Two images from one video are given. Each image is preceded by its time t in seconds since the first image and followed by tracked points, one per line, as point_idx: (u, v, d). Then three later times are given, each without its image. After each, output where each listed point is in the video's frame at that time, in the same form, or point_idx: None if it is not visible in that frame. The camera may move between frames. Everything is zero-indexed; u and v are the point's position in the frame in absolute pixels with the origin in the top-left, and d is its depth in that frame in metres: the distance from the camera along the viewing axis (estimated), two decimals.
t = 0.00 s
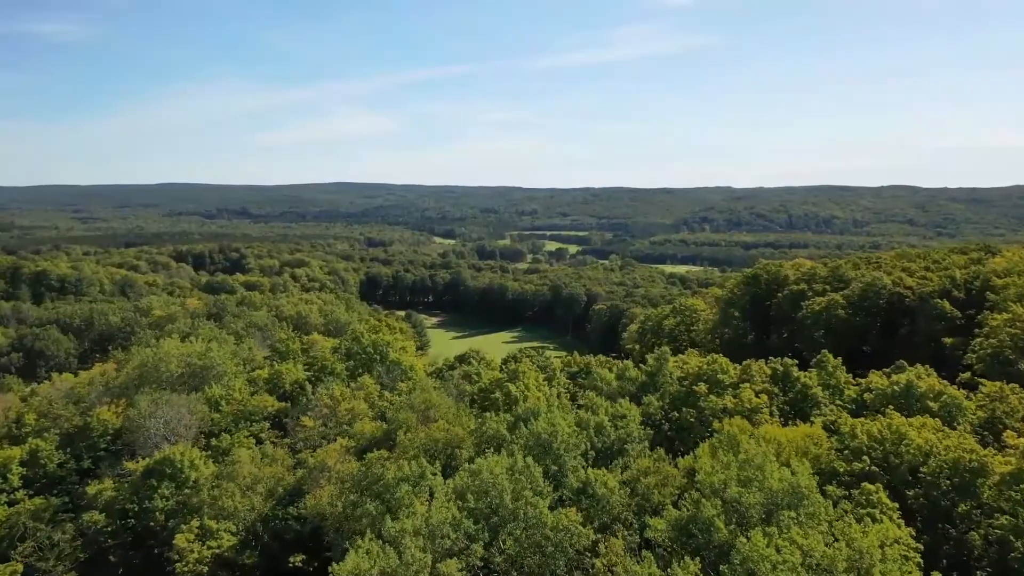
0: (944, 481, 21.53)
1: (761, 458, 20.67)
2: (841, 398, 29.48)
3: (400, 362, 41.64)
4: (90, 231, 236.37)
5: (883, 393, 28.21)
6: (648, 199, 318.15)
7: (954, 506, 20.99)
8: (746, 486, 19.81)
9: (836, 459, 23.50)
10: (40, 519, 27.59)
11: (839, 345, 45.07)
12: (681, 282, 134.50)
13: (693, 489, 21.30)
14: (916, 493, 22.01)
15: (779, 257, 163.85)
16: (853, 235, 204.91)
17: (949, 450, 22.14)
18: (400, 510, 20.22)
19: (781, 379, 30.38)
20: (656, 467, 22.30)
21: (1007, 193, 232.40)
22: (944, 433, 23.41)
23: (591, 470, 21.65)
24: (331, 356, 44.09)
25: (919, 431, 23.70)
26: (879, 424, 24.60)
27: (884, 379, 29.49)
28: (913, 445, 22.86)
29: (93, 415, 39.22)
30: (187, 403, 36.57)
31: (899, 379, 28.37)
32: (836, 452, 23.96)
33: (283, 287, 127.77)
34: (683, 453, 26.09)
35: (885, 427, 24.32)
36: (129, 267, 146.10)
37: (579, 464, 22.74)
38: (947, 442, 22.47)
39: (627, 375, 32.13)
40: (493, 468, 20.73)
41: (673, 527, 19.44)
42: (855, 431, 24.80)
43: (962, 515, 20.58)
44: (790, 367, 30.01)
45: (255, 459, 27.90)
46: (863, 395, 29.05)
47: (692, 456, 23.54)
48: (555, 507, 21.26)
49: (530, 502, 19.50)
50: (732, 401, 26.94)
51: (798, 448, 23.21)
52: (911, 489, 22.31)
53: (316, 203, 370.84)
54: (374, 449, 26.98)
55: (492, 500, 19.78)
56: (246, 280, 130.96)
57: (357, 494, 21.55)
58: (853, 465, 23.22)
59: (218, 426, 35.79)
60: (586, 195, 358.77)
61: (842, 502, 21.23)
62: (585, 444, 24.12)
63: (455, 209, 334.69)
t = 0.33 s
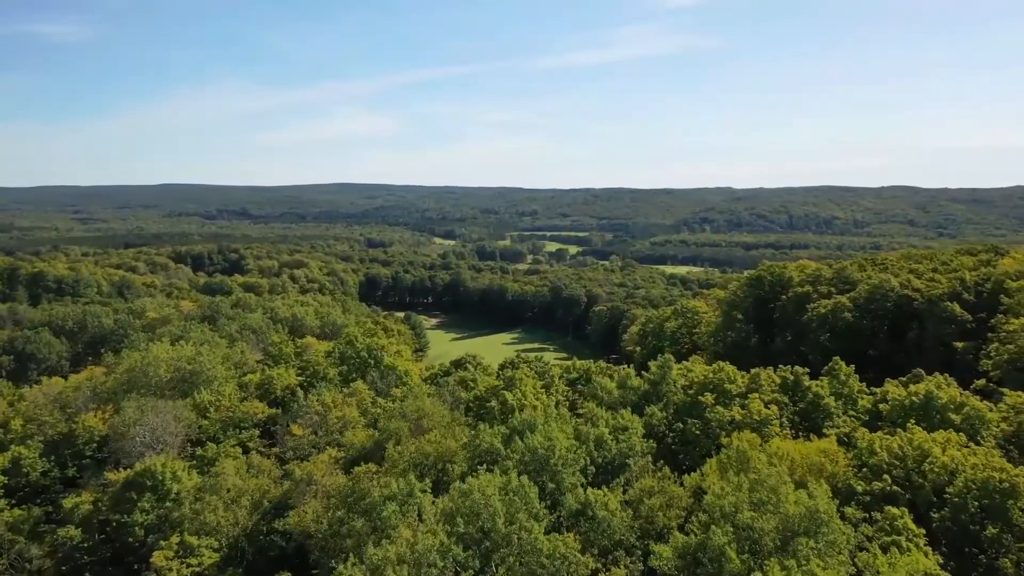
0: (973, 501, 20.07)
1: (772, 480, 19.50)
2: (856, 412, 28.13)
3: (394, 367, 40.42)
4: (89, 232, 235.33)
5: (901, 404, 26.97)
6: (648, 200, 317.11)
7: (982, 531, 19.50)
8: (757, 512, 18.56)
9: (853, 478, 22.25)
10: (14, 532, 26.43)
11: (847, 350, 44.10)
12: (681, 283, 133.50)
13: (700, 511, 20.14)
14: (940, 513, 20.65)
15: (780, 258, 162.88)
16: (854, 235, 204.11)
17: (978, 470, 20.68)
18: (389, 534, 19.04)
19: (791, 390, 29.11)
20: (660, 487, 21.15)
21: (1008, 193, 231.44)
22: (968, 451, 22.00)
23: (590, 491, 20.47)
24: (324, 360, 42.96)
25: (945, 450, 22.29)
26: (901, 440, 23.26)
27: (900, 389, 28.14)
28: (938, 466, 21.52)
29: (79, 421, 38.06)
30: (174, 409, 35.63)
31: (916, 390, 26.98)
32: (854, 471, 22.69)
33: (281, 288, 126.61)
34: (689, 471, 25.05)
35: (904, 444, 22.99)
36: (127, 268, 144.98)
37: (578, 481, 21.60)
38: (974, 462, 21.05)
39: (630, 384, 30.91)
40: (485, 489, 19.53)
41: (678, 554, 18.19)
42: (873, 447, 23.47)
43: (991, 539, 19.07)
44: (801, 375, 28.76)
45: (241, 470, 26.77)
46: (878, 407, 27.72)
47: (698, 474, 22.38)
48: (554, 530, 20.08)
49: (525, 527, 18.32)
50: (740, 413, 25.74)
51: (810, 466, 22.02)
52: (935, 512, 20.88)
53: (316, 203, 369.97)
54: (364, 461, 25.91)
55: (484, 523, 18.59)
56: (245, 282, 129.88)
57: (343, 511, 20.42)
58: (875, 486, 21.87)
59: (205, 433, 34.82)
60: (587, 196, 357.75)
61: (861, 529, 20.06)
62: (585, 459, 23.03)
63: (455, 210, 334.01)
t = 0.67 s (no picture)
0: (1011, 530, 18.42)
1: (785, 506, 18.21)
2: (872, 425, 26.71)
3: (388, 373, 39.23)
4: (87, 232, 234.13)
5: (921, 417, 25.49)
6: (648, 200, 316.12)
7: (1021, 560, 17.80)
8: (773, 545, 17.39)
9: (873, 500, 20.92)
10: None
11: (854, 354, 42.96)
12: (682, 283, 132.50)
13: (709, 540, 19.05)
14: (972, 541, 19.12)
15: (780, 258, 161.82)
16: (855, 235, 203.29)
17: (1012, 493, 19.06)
18: (371, 563, 18.03)
19: (804, 401, 27.62)
20: (666, 511, 19.76)
21: (1007, 193, 230.59)
22: (1001, 472, 20.35)
23: (590, 516, 19.32)
24: (315, 365, 41.75)
25: (974, 471, 20.71)
26: (925, 460, 21.80)
27: (921, 402, 26.67)
28: (969, 489, 19.92)
29: (62, 428, 36.62)
30: (159, 417, 34.33)
31: (938, 402, 25.49)
32: (876, 493, 21.27)
33: (279, 289, 125.50)
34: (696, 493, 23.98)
35: (929, 463, 21.50)
36: (125, 268, 143.84)
37: (576, 504, 20.68)
38: (1008, 484, 19.40)
39: (632, 394, 29.66)
40: (475, 513, 18.25)
41: None
42: (896, 467, 22.01)
43: None
44: (813, 386, 27.42)
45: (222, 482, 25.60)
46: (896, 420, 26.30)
47: (706, 496, 21.30)
48: (551, 560, 19.03)
49: (518, 558, 17.26)
50: (748, 426, 24.52)
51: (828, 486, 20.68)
52: (966, 539, 19.34)
53: (316, 204, 368.97)
54: (353, 475, 24.82)
55: (472, 553, 17.33)
56: (242, 283, 128.79)
57: (325, 531, 19.44)
58: (898, 510, 20.44)
59: (192, 442, 33.63)
60: (587, 196, 356.74)
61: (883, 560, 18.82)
62: (583, 477, 21.96)
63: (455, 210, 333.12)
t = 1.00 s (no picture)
0: None
1: (797, 532, 17.02)
2: (891, 440, 25.03)
3: (382, 377, 37.95)
4: (86, 232, 233.34)
5: (944, 430, 23.75)
6: (648, 200, 314.88)
7: None
8: None
9: (899, 528, 19.18)
10: None
11: (860, 357, 41.70)
12: (682, 283, 131.33)
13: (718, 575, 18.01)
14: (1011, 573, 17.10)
15: (780, 258, 160.66)
16: (855, 235, 202.01)
17: None
18: None
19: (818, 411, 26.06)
20: (671, 538, 18.41)
21: (1008, 192, 229.47)
22: None
23: (589, 544, 18.07)
24: (307, 369, 40.50)
25: (1012, 494, 18.73)
26: (956, 480, 19.95)
27: (943, 414, 24.96)
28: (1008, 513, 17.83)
29: (44, 434, 35.07)
30: (142, 424, 33.02)
31: (965, 416, 23.61)
32: (901, 520, 19.58)
33: (277, 289, 124.41)
34: (703, 518, 22.86)
35: (960, 485, 19.62)
36: (122, 268, 142.74)
37: (574, 527, 19.62)
38: None
39: (635, 404, 28.31)
40: (463, 542, 17.03)
41: None
42: (923, 488, 20.40)
43: None
44: (827, 396, 25.94)
45: (204, 495, 24.22)
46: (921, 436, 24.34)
47: (715, 520, 20.17)
48: None
49: None
50: (758, 439, 23.15)
51: (842, 504, 19.05)
52: (1004, 568, 17.29)
53: (315, 203, 367.84)
54: (342, 491, 23.59)
55: None
56: (240, 283, 127.73)
57: (306, 552, 18.39)
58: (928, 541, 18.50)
59: (177, 450, 32.33)
60: (587, 195, 355.50)
61: None
62: (582, 497, 20.83)
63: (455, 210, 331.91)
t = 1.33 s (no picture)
0: None
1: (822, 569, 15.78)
2: (912, 454, 23.55)
3: (375, 382, 36.77)
4: (84, 232, 231.88)
5: (969, 443, 22.24)
6: (648, 200, 313.75)
7: None
8: None
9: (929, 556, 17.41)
10: None
11: (868, 360, 40.45)
12: (682, 283, 130.06)
13: None
14: None
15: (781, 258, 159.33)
16: (855, 235, 200.71)
17: None
18: None
19: (834, 423, 24.59)
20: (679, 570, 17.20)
21: (1008, 192, 228.16)
22: None
23: None
24: (298, 374, 39.29)
25: None
26: (991, 502, 18.15)
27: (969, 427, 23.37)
28: None
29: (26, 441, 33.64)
30: (126, 431, 31.85)
31: (995, 430, 21.97)
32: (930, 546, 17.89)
33: (275, 289, 123.30)
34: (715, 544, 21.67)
35: (996, 509, 17.80)
36: (120, 268, 141.46)
37: (573, 553, 18.48)
38: None
39: (636, 414, 27.06)
40: None
41: None
42: (955, 513, 18.52)
43: None
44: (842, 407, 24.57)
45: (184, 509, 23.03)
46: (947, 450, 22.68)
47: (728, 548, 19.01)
48: None
49: None
50: (769, 454, 21.90)
51: (867, 530, 17.65)
52: None
53: (315, 203, 366.60)
54: (328, 506, 22.54)
55: None
56: (238, 283, 126.55)
57: None
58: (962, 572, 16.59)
59: (162, 458, 31.19)
60: (586, 195, 354.05)
61: None
62: (581, 517, 19.63)
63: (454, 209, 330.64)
